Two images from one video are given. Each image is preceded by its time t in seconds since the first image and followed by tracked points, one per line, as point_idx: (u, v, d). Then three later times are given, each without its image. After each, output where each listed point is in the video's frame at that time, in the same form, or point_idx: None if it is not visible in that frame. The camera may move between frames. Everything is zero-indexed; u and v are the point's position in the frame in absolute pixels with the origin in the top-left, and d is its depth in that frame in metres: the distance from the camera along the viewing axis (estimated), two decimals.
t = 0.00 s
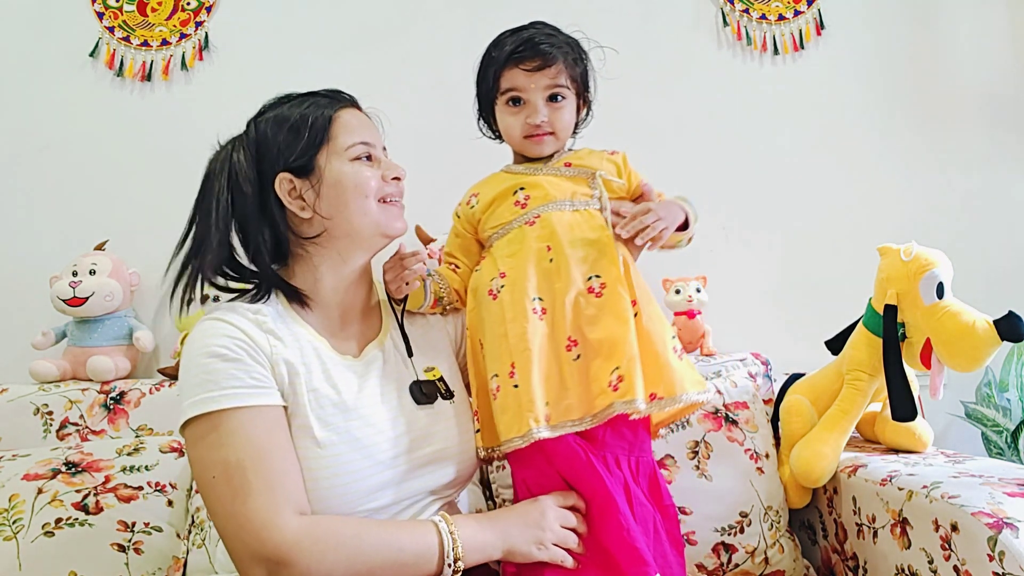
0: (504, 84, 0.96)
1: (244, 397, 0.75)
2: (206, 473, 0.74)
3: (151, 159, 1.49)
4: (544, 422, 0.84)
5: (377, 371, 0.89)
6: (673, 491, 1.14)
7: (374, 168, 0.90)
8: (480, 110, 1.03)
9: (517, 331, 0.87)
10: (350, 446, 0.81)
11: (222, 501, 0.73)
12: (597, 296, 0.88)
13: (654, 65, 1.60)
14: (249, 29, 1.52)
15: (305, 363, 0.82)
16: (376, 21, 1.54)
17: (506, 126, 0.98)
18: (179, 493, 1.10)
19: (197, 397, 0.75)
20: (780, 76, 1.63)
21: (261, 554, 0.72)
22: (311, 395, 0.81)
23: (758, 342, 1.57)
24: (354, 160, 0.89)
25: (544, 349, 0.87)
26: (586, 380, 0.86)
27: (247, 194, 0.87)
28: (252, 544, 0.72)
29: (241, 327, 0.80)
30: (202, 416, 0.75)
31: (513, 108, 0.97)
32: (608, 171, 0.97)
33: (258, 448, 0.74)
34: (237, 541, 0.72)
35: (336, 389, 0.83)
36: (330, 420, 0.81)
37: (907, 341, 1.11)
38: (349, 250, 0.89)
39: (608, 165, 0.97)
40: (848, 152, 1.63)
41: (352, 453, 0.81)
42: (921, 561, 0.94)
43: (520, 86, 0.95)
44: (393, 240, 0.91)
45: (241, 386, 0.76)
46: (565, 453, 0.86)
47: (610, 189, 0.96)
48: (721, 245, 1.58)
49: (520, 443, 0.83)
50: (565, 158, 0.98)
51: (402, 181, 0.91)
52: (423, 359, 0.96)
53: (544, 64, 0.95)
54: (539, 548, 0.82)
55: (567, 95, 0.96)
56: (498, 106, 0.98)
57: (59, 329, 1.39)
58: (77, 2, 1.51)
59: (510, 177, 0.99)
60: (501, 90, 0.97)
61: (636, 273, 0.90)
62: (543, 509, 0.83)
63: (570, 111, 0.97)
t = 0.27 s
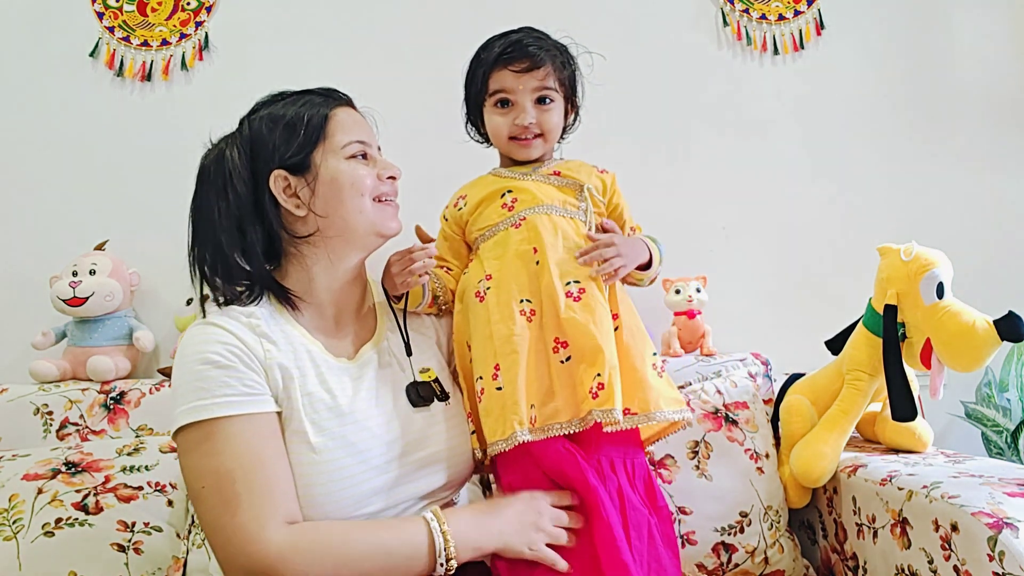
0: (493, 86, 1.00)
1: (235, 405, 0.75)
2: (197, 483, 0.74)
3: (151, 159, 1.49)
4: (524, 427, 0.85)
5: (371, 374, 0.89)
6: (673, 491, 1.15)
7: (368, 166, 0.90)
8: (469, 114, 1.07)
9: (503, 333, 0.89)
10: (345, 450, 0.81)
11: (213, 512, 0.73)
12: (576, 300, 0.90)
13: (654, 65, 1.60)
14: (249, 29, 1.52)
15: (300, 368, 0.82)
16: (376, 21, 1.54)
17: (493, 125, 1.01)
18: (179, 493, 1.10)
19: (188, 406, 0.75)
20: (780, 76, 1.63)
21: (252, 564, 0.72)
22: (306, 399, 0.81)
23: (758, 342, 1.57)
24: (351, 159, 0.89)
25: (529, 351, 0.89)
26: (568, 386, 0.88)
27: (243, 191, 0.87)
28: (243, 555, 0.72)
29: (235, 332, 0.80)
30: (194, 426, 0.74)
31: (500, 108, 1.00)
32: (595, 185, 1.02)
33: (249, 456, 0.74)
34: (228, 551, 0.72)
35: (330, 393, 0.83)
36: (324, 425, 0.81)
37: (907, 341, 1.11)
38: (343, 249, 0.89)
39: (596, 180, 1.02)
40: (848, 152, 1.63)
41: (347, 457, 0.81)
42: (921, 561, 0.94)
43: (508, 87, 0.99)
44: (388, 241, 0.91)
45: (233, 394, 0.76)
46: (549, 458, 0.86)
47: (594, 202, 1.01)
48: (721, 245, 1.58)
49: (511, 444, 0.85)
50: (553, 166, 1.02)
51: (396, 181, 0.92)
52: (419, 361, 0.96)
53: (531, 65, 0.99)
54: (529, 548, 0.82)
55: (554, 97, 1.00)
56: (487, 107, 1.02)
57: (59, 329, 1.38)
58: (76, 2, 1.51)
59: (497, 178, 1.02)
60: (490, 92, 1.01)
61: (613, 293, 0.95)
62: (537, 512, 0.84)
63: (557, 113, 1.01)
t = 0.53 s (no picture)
0: (488, 90, 1.03)
1: (237, 398, 0.73)
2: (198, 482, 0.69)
3: (151, 159, 1.49)
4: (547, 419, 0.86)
5: (373, 370, 0.89)
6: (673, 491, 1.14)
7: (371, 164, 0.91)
8: (468, 121, 1.09)
9: (515, 330, 0.90)
10: (347, 445, 0.81)
11: (213, 505, 0.67)
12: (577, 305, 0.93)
13: (654, 65, 1.60)
14: (249, 29, 1.52)
15: (301, 360, 0.82)
16: (376, 21, 1.54)
17: (488, 127, 1.03)
18: (179, 493, 1.10)
19: (188, 399, 0.72)
20: (780, 76, 1.63)
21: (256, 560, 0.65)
22: (308, 393, 0.81)
23: (758, 342, 1.57)
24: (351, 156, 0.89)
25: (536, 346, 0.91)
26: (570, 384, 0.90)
27: (243, 187, 0.87)
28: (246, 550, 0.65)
29: (234, 326, 0.79)
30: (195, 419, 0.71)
31: (495, 111, 1.03)
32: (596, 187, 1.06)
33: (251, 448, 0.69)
34: (231, 547, 0.66)
35: (331, 387, 0.83)
36: (327, 418, 0.81)
37: (907, 341, 1.12)
38: (344, 246, 0.89)
39: (596, 183, 1.06)
40: (848, 152, 1.63)
41: (350, 451, 0.81)
42: (921, 561, 0.94)
43: (502, 89, 1.02)
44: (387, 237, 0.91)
45: (234, 386, 0.73)
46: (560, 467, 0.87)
47: (596, 205, 1.04)
48: (722, 245, 1.58)
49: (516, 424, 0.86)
50: (550, 172, 1.05)
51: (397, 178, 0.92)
52: (422, 358, 0.95)
53: (526, 67, 1.02)
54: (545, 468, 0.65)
55: (548, 98, 1.03)
56: (483, 110, 1.04)
57: (59, 329, 1.38)
58: (77, 2, 1.51)
59: (498, 185, 1.06)
60: (486, 96, 1.03)
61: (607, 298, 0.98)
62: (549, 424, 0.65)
63: (552, 114, 1.03)
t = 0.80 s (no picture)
0: (491, 89, 1.03)
1: (256, 368, 0.70)
2: (220, 456, 0.64)
3: (151, 159, 1.49)
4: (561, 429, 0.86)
5: (381, 362, 0.90)
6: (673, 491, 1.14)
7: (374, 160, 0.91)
8: (471, 120, 1.10)
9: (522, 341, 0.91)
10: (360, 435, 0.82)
11: (243, 474, 0.62)
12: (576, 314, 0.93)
13: (654, 65, 1.60)
14: (249, 29, 1.52)
15: (312, 350, 0.83)
16: (376, 21, 1.54)
17: (491, 126, 1.04)
18: (179, 493, 1.10)
19: (208, 374, 0.69)
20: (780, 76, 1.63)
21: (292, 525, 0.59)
22: (322, 382, 0.82)
23: (758, 342, 1.57)
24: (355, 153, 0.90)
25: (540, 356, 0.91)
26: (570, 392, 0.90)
27: (247, 183, 0.87)
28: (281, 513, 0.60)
29: (245, 312, 0.79)
30: (215, 394, 0.68)
31: (498, 110, 1.03)
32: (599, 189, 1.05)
33: (270, 411, 0.65)
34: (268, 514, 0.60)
35: (343, 378, 0.84)
36: (341, 407, 0.82)
37: (907, 341, 1.12)
38: (347, 242, 0.90)
39: (599, 183, 1.05)
40: (848, 152, 1.63)
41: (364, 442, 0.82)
42: (921, 560, 0.94)
43: (504, 89, 1.02)
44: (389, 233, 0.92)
45: (251, 358, 0.71)
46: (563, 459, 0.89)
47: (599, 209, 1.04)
48: (722, 245, 1.58)
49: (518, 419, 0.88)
50: (552, 175, 1.04)
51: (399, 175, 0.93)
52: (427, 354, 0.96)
53: (527, 68, 1.02)
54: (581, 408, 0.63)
55: (551, 97, 1.03)
56: (486, 111, 1.05)
57: (59, 329, 1.38)
58: (77, 2, 1.51)
59: (502, 186, 1.06)
60: (489, 95, 1.04)
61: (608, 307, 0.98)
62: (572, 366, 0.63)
63: (555, 112, 1.03)
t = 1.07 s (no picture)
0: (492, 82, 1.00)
1: (254, 397, 0.72)
2: (213, 476, 0.70)
3: (151, 159, 1.49)
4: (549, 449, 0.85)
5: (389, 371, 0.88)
6: (673, 491, 1.14)
7: (343, 167, 0.85)
8: (473, 113, 1.06)
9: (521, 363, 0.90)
10: (365, 447, 0.80)
11: (230, 506, 0.68)
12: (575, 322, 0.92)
13: (654, 65, 1.60)
14: (249, 29, 1.52)
15: (316, 358, 0.81)
16: (376, 21, 1.54)
17: (493, 121, 1.00)
18: (179, 493, 1.10)
19: (207, 397, 0.72)
20: (780, 76, 1.63)
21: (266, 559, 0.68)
22: (326, 394, 0.80)
23: (758, 342, 1.57)
24: (321, 161, 0.85)
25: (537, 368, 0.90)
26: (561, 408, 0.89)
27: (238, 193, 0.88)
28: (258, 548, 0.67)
29: (251, 325, 0.78)
30: (213, 417, 0.71)
31: (500, 104, 0.99)
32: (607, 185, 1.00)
33: (265, 443, 0.70)
34: (250, 550, 0.68)
35: (349, 389, 0.82)
36: (345, 420, 0.80)
37: (907, 341, 1.12)
38: (329, 252, 0.87)
39: (607, 179, 1.00)
40: (848, 151, 1.63)
41: (368, 454, 0.80)
42: (921, 560, 0.94)
43: (507, 82, 0.98)
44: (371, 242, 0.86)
45: (251, 385, 0.73)
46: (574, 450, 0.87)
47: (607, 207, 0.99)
48: (722, 245, 1.58)
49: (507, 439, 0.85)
50: (557, 174, 1.00)
51: (374, 178, 0.85)
52: (436, 359, 0.94)
53: (529, 60, 0.98)
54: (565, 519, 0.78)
55: (556, 89, 0.99)
56: (488, 104, 1.01)
57: (59, 329, 1.39)
58: (77, 2, 1.51)
59: (507, 184, 1.02)
60: (491, 89, 1.00)
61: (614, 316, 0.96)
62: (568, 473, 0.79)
63: (558, 105, 0.99)
